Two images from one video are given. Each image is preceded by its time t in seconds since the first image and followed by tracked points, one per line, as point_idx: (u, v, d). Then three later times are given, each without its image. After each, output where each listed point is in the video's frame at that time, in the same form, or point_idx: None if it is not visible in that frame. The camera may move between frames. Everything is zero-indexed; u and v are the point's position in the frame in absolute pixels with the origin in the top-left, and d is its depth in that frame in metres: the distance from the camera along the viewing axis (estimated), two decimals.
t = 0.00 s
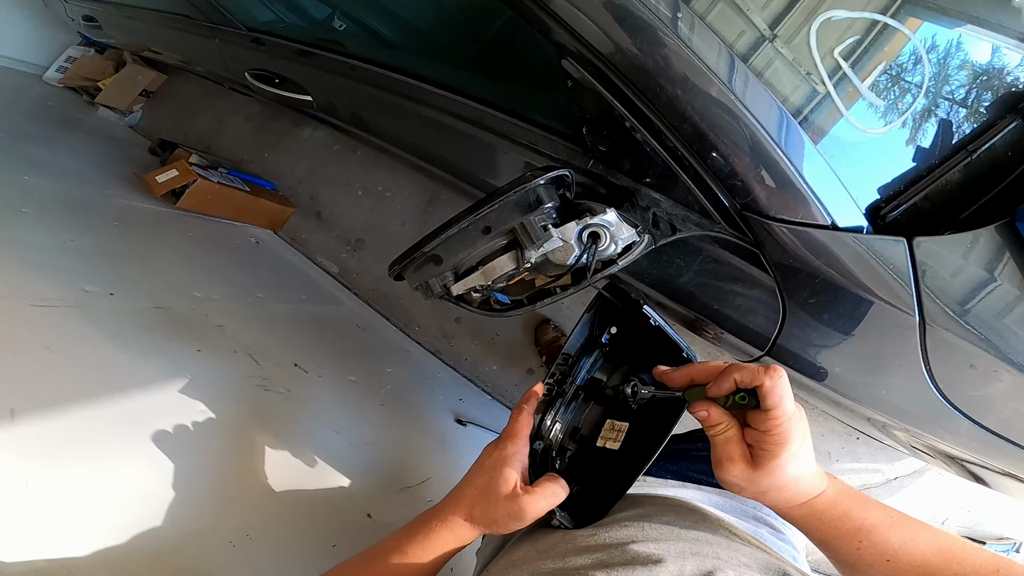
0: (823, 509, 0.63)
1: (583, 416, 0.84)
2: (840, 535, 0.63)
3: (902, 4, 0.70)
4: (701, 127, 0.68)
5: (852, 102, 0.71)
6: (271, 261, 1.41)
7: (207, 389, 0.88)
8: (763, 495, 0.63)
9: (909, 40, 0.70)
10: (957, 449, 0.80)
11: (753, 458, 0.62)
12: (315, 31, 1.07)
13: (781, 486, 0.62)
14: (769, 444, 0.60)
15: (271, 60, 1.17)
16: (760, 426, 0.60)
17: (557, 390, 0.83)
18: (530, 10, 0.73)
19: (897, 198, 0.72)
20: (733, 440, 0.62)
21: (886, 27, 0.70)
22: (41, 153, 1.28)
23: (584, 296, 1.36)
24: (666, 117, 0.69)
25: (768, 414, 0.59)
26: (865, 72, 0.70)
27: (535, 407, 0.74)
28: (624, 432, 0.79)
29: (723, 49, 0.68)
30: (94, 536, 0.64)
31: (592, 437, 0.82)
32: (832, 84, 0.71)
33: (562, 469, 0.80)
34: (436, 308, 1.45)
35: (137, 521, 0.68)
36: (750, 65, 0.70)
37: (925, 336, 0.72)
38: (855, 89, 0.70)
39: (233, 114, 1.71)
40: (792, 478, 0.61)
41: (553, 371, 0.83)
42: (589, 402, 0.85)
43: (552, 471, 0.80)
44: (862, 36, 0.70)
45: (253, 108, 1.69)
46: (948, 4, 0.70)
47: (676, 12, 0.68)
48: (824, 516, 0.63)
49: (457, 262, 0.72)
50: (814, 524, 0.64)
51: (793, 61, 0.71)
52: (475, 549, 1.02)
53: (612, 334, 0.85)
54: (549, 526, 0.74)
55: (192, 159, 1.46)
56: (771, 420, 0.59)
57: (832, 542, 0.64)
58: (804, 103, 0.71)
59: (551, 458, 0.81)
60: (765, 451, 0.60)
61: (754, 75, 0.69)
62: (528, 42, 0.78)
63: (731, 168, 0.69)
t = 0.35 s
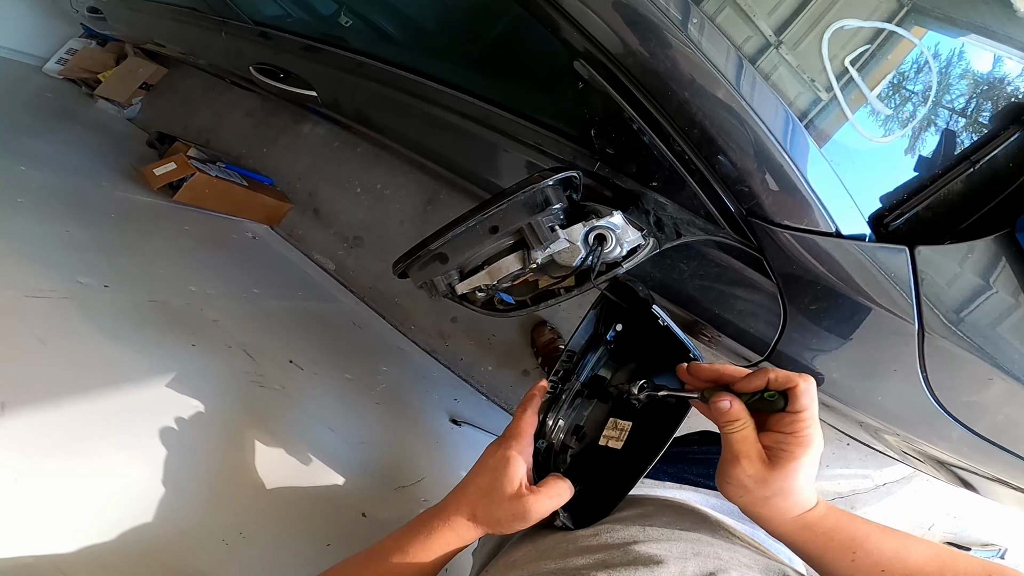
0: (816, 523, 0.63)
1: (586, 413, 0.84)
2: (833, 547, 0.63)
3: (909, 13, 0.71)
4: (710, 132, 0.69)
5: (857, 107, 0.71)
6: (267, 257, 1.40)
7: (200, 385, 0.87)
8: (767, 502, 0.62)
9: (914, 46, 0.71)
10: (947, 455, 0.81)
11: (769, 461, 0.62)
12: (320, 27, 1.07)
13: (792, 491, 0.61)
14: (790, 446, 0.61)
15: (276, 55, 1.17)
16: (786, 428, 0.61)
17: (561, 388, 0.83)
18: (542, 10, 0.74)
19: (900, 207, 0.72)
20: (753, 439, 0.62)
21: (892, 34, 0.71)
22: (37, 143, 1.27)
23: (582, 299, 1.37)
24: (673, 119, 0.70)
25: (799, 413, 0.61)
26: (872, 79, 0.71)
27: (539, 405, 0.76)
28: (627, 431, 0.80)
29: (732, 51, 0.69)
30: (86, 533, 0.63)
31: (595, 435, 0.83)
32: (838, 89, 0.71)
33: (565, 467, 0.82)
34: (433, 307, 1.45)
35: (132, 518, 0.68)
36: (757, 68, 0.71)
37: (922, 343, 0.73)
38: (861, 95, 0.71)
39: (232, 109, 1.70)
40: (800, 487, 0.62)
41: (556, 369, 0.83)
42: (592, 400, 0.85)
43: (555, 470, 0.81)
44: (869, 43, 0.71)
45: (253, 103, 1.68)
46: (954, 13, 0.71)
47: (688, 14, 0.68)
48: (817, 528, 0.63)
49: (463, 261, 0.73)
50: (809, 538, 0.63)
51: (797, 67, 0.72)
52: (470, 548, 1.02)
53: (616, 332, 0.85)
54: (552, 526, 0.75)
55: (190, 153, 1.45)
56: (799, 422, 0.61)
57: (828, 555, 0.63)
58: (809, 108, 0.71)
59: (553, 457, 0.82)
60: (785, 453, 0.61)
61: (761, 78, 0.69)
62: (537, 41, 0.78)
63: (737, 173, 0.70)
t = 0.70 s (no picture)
0: (836, 511, 0.62)
1: (585, 417, 0.85)
2: (851, 536, 0.61)
3: (910, 17, 0.72)
4: (712, 134, 0.69)
5: (858, 109, 0.72)
6: (266, 255, 1.40)
7: (200, 382, 0.88)
8: (785, 490, 0.62)
9: (916, 49, 0.72)
10: (942, 457, 0.82)
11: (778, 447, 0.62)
12: (322, 26, 1.07)
13: (806, 475, 0.61)
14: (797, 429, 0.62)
15: (277, 52, 1.17)
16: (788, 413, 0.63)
17: (560, 393, 0.83)
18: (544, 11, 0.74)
19: (899, 211, 0.73)
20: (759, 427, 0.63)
21: (893, 36, 0.72)
22: (35, 139, 1.27)
23: (580, 300, 1.37)
24: (674, 119, 0.70)
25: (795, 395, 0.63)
26: (874, 82, 0.72)
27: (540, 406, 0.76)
28: (626, 436, 0.81)
29: (734, 53, 0.69)
30: (80, 530, 0.63)
31: (593, 440, 0.83)
32: (840, 91, 0.72)
33: (563, 470, 0.82)
34: (431, 307, 1.45)
35: (128, 514, 0.68)
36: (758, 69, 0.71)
37: (920, 347, 0.73)
38: (863, 97, 0.72)
39: (232, 107, 1.70)
40: (818, 472, 0.61)
41: (555, 374, 0.84)
42: (591, 405, 0.85)
43: (553, 474, 0.81)
44: (870, 47, 0.72)
45: (253, 101, 1.68)
46: (956, 17, 0.72)
47: (690, 15, 0.68)
48: (832, 514, 0.62)
49: (463, 260, 0.73)
50: (826, 523, 0.62)
51: (798, 69, 0.72)
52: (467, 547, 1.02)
53: (615, 338, 0.85)
54: (549, 528, 0.74)
55: (189, 150, 1.45)
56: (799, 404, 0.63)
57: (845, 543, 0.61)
58: (810, 110, 0.72)
59: (552, 459, 0.82)
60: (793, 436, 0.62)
61: (762, 79, 0.70)
62: (539, 41, 0.79)
63: (739, 175, 0.70)
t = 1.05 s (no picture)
0: (884, 511, 0.60)
1: (581, 418, 0.85)
2: (897, 532, 0.60)
3: (911, 20, 0.73)
4: (714, 136, 0.69)
5: (858, 112, 0.72)
6: (265, 254, 1.40)
7: (195, 379, 0.87)
8: (801, 499, 0.60)
9: (917, 52, 0.72)
10: (938, 458, 0.82)
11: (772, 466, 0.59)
12: (324, 24, 1.07)
13: (811, 488, 0.58)
14: (780, 449, 0.57)
15: (279, 50, 1.17)
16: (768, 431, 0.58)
17: (554, 396, 0.84)
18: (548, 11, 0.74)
19: (899, 213, 0.73)
20: (752, 450, 0.61)
21: (894, 39, 0.72)
22: (34, 135, 1.26)
23: (578, 301, 1.37)
24: (676, 118, 0.70)
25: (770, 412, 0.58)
26: (874, 85, 0.72)
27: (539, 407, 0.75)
28: (622, 436, 0.80)
29: (736, 54, 0.70)
30: (77, 528, 0.63)
31: (590, 441, 0.83)
32: (840, 93, 0.72)
33: (558, 471, 0.82)
34: (430, 306, 1.45)
35: (126, 511, 0.68)
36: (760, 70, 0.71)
37: (918, 349, 0.74)
38: (864, 99, 0.72)
39: (232, 105, 1.69)
40: (825, 478, 0.57)
41: (551, 376, 0.84)
42: (587, 406, 0.85)
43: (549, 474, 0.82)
44: (871, 50, 0.72)
45: (253, 100, 1.68)
46: (957, 21, 0.73)
47: (693, 17, 0.69)
48: (876, 511, 0.60)
49: (465, 260, 0.73)
50: (868, 519, 0.60)
51: (799, 71, 0.73)
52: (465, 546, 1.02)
53: (611, 340, 0.85)
54: (544, 528, 0.75)
55: (189, 148, 1.45)
56: (774, 420, 0.58)
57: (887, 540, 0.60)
58: (811, 112, 0.72)
59: (549, 461, 0.83)
60: (778, 458, 0.58)
61: (764, 81, 0.70)
62: (542, 42, 0.79)
63: (740, 176, 0.70)
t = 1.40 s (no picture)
0: (876, 514, 0.60)
1: (587, 419, 0.86)
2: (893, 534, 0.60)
3: (913, 24, 0.73)
4: (716, 140, 0.69)
5: (860, 116, 0.73)
6: (267, 254, 1.41)
7: (196, 378, 0.88)
8: (795, 492, 0.59)
9: (918, 57, 0.73)
10: (937, 462, 0.82)
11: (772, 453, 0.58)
12: (329, 26, 1.08)
13: (810, 480, 0.57)
14: (787, 434, 0.57)
15: (285, 51, 1.18)
16: (779, 413, 0.58)
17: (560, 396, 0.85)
18: (552, 13, 0.74)
19: (899, 218, 0.73)
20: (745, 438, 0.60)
21: (896, 44, 0.73)
22: (39, 134, 1.27)
23: (579, 303, 1.38)
24: (677, 122, 0.71)
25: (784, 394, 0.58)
26: (876, 90, 0.73)
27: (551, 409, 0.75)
28: (628, 437, 0.81)
29: (738, 58, 0.71)
30: (79, 528, 0.63)
31: (595, 441, 0.84)
32: (842, 98, 0.73)
33: (564, 472, 0.82)
34: (430, 308, 1.46)
35: (127, 510, 0.68)
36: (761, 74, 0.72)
37: (917, 353, 0.74)
38: (865, 104, 0.73)
39: (235, 105, 1.70)
40: (826, 471, 0.57)
41: (557, 376, 0.85)
42: (593, 407, 0.86)
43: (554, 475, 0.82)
44: (873, 55, 0.73)
45: (257, 100, 1.69)
46: (961, 27, 0.73)
47: (696, 22, 0.70)
48: (868, 514, 0.60)
49: (468, 261, 0.73)
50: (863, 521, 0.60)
51: (801, 76, 0.73)
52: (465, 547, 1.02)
53: (618, 341, 0.85)
54: (548, 529, 0.75)
55: (193, 148, 1.46)
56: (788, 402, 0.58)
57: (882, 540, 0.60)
58: (812, 117, 0.73)
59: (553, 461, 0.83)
60: (785, 442, 0.57)
61: (766, 86, 0.71)
62: (546, 45, 0.79)
63: (742, 180, 0.71)
